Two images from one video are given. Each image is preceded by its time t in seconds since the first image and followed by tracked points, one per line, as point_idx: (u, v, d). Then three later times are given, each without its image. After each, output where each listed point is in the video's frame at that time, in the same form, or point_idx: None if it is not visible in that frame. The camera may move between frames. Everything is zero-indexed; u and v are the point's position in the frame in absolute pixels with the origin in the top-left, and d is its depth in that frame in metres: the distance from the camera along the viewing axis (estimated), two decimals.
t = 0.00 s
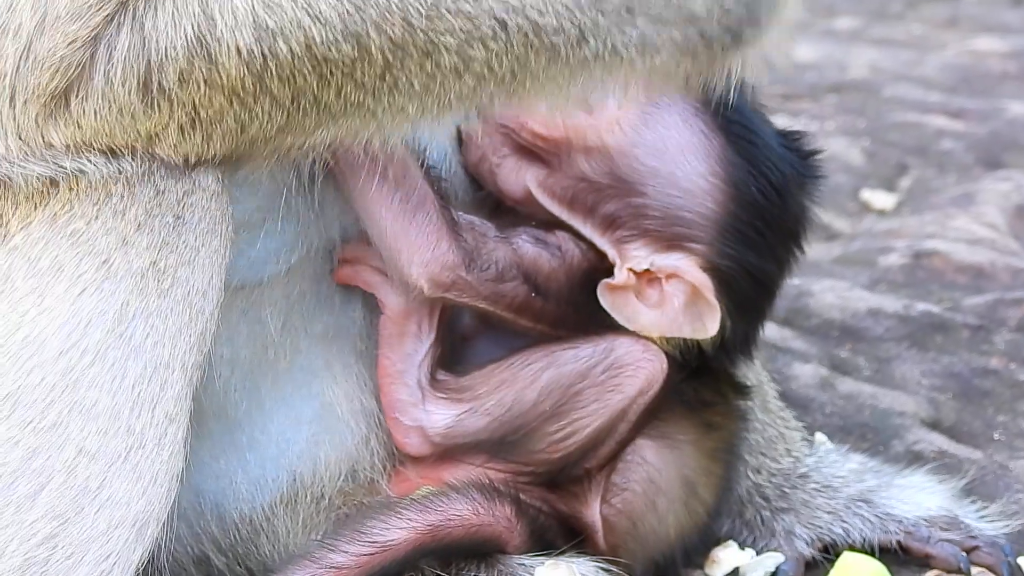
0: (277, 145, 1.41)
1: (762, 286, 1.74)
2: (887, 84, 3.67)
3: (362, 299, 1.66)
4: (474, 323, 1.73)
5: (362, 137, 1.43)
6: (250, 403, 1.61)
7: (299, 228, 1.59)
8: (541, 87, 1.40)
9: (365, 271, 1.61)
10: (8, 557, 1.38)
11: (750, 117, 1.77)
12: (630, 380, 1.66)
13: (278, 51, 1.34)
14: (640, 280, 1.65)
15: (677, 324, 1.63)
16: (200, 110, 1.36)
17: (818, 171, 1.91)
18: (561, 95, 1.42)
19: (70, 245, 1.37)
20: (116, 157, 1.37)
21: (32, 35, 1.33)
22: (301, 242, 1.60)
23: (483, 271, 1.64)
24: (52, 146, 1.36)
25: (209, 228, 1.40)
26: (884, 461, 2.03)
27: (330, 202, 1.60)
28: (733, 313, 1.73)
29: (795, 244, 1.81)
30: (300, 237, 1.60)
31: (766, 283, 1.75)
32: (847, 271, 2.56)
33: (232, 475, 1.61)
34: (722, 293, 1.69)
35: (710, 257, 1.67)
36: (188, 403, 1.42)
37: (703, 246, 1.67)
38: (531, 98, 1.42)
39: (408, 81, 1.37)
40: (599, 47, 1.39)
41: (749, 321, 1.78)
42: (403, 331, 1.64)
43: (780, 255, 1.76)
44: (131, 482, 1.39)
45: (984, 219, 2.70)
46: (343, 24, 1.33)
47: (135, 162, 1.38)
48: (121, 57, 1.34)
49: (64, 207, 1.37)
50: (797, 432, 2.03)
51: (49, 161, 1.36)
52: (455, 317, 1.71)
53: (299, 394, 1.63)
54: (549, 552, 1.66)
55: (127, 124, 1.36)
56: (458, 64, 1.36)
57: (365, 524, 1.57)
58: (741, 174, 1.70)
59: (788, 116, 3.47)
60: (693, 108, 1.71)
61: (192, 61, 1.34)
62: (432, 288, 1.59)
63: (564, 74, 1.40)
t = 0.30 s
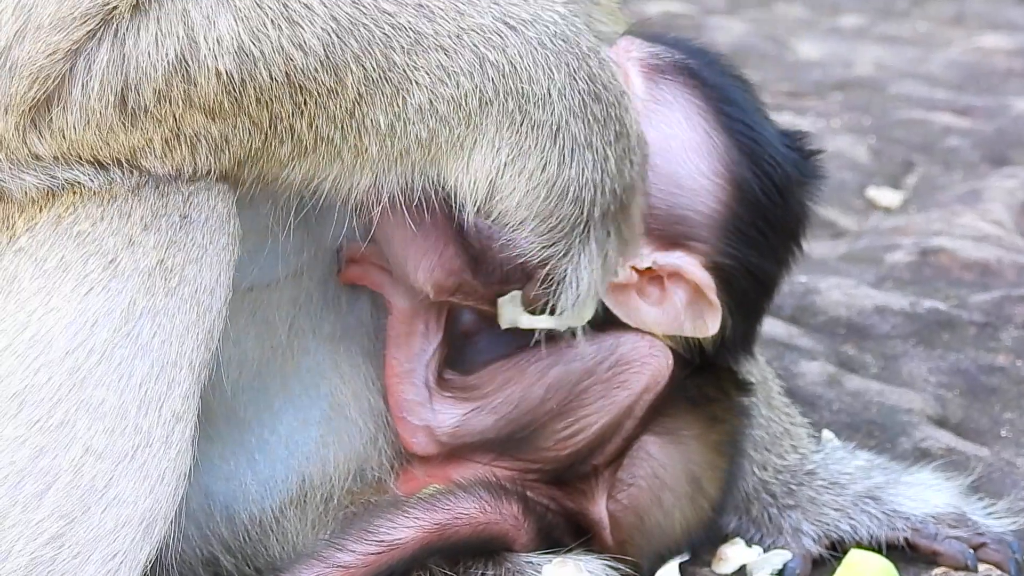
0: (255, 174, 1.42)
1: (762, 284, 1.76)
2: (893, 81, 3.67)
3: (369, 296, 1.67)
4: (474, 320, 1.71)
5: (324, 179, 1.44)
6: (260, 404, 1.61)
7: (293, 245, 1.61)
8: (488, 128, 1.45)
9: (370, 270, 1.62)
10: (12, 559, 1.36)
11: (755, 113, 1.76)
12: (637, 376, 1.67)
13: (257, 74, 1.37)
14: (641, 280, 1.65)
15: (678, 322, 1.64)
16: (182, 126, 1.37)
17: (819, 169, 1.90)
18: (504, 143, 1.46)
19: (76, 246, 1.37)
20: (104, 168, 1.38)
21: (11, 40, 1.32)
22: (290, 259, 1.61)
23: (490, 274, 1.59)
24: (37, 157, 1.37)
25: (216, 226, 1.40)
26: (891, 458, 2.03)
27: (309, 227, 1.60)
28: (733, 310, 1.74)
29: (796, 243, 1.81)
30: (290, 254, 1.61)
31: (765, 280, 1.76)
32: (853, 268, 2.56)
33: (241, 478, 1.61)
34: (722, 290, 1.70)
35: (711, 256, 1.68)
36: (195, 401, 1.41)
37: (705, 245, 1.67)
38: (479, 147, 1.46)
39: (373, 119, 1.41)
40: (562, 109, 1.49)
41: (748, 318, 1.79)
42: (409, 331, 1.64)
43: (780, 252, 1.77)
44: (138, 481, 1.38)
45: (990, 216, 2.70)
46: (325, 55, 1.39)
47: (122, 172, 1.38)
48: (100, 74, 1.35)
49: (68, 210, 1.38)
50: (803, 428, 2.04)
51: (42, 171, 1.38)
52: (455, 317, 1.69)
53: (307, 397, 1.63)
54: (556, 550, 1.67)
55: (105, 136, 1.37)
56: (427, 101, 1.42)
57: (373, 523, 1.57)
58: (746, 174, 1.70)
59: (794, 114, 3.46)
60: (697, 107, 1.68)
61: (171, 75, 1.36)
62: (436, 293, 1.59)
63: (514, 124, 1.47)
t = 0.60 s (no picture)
0: (255, 185, 1.44)
1: (762, 290, 1.75)
2: (895, 83, 3.67)
3: (374, 308, 1.68)
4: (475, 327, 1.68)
5: (321, 194, 1.46)
6: (264, 415, 1.62)
7: (292, 254, 1.60)
8: (486, 150, 1.48)
9: (376, 278, 1.63)
10: (12, 565, 1.35)
11: (757, 119, 1.76)
12: (640, 380, 1.67)
13: (264, 86, 1.39)
14: (643, 285, 1.66)
15: (680, 327, 1.65)
16: (186, 133, 1.39)
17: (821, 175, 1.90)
18: (497, 167, 1.49)
19: (75, 252, 1.38)
20: (106, 174, 1.39)
21: (18, 39, 1.34)
22: (290, 269, 1.61)
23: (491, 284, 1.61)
24: (39, 159, 1.38)
25: (216, 230, 1.40)
26: (894, 461, 2.03)
27: (309, 238, 1.60)
28: (734, 316, 1.73)
29: (795, 249, 1.80)
30: (290, 265, 1.61)
31: (766, 286, 1.75)
32: (856, 272, 2.56)
33: (245, 489, 1.62)
34: (724, 295, 1.69)
35: (713, 262, 1.67)
36: (196, 405, 1.40)
37: (707, 251, 1.67)
38: (475, 168, 1.48)
39: (375, 136, 1.44)
40: (558, 139, 1.53)
41: (750, 324, 1.78)
42: (415, 339, 1.64)
43: (781, 258, 1.76)
44: (138, 487, 1.38)
45: (993, 219, 2.71)
46: (333, 70, 1.42)
47: (122, 178, 1.39)
48: (108, 79, 1.37)
49: (67, 216, 1.39)
50: (807, 432, 2.04)
51: (42, 175, 1.39)
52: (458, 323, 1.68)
53: (313, 408, 1.63)
54: (561, 554, 1.67)
55: (109, 141, 1.38)
56: (430, 118, 1.45)
57: (376, 528, 1.57)
58: (748, 180, 1.69)
59: (797, 116, 3.47)
60: (702, 113, 1.69)
61: (179, 83, 1.38)
62: (442, 302, 1.60)
63: (512, 150, 1.50)
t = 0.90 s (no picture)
0: (256, 196, 1.44)
1: (757, 293, 1.74)
2: (893, 83, 3.67)
3: (374, 312, 1.68)
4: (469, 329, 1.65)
5: (322, 210, 1.46)
6: (265, 422, 1.61)
7: (293, 259, 1.60)
8: (494, 170, 1.48)
9: (376, 281, 1.62)
10: (10, 570, 1.35)
11: (754, 122, 1.75)
12: (638, 381, 1.67)
13: (279, 99, 1.40)
14: (641, 287, 1.66)
15: (677, 329, 1.66)
16: (198, 142, 1.39)
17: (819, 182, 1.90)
18: (501, 189, 1.48)
19: (73, 255, 1.38)
20: (111, 180, 1.39)
21: (40, 35, 1.34)
22: (291, 275, 1.61)
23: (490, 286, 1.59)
24: (45, 163, 1.38)
25: (214, 235, 1.41)
26: (892, 461, 2.03)
27: (308, 250, 1.59)
28: (728, 320, 1.73)
29: (790, 253, 1.79)
30: (291, 271, 1.61)
31: (760, 290, 1.74)
32: (853, 272, 2.57)
33: (246, 498, 1.61)
34: (720, 298, 1.69)
35: (711, 264, 1.67)
36: (193, 410, 1.40)
37: (704, 253, 1.67)
38: (480, 187, 1.47)
39: (383, 153, 1.44)
40: (563, 165, 1.52)
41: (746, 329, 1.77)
42: (414, 343, 1.64)
43: (776, 262, 1.75)
44: (135, 491, 1.38)
45: (991, 219, 2.71)
46: (348, 86, 1.43)
47: (127, 184, 1.39)
48: (125, 84, 1.37)
49: (65, 218, 1.39)
50: (805, 431, 2.04)
51: (47, 179, 1.39)
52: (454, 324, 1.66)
53: (315, 413, 1.63)
54: (559, 555, 1.67)
55: (115, 146, 1.38)
56: (441, 136, 1.46)
57: (373, 530, 1.57)
58: (746, 183, 1.69)
59: (795, 117, 3.47)
60: (701, 115, 1.69)
61: (197, 91, 1.39)
62: (443, 306, 1.60)
63: (517, 174, 1.49)
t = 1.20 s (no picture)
0: (255, 201, 1.44)
1: (756, 295, 1.74)
2: (893, 83, 3.67)
3: (373, 311, 1.67)
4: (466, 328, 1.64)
5: (322, 214, 1.46)
6: (265, 423, 1.61)
7: (293, 260, 1.59)
8: (495, 180, 1.48)
9: (375, 280, 1.61)
10: (10, 570, 1.35)
11: (752, 122, 1.74)
12: (637, 380, 1.67)
13: (281, 105, 1.40)
14: (640, 287, 1.66)
15: (677, 329, 1.66)
16: (201, 146, 1.38)
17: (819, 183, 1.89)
18: (502, 199, 1.49)
19: (74, 255, 1.37)
20: (113, 183, 1.39)
21: (44, 38, 1.34)
22: (290, 277, 1.60)
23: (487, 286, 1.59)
24: (46, 164, 1.38)
25: (215, 237, 1.41)
26: (893, 462, 2.03)
27: (308, 252, 1.59)
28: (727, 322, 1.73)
29: (789, 254, 1.79)
30: (291, 272, 1.60)
31: (758, 291, 1.74)
32: (854, 272, 2.57)
33: (246, 499, 1.61)
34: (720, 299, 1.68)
35: (710, 265, 1.67)
36: (193, 412, 1.40)
37: (703, 254, 1.67)
38: (481, 196, 1.48)
39: (385, 160, 1.44)
40: (563, 176, 1.53)
41: (747, 330, 1.78)
42: (414, 342, 1.65)
43: (775, 264, 1.75)
44: (136, 492, 1.37)
45: (991, 219, 2.71)
46: (351, 92, 1.43)
47: (128, 187, 1.39)
48: (129, 87, 1.36)
49: (67, 218, 1.39)
50: (805, 432, 2.04)
51: (49, 180, 1.38)
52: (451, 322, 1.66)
53: (314, 414, 1.63)
54: (559, 555, 1.67)
55: (117, 148, 1.37)
56: (443, 143, 1.46)
57: (373, 530, 1.57)
58: (744, 186, 1.69)
59: (794, 117, 3.47)
60: (702, 117, 1.69)
61: (200, 96, 1.38)
62: (440, 309, 1.60)
63: (518, 184, 1.50)
